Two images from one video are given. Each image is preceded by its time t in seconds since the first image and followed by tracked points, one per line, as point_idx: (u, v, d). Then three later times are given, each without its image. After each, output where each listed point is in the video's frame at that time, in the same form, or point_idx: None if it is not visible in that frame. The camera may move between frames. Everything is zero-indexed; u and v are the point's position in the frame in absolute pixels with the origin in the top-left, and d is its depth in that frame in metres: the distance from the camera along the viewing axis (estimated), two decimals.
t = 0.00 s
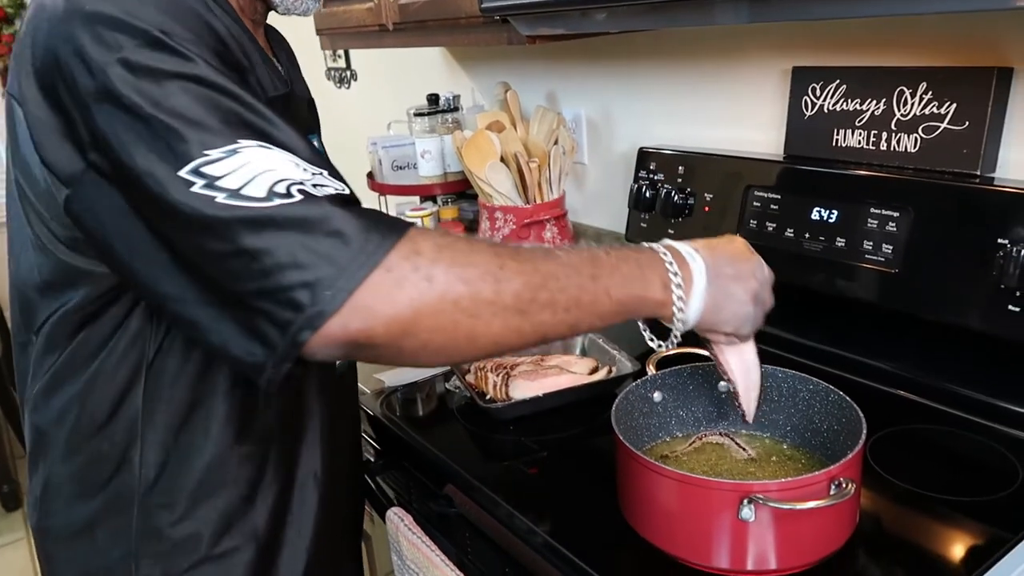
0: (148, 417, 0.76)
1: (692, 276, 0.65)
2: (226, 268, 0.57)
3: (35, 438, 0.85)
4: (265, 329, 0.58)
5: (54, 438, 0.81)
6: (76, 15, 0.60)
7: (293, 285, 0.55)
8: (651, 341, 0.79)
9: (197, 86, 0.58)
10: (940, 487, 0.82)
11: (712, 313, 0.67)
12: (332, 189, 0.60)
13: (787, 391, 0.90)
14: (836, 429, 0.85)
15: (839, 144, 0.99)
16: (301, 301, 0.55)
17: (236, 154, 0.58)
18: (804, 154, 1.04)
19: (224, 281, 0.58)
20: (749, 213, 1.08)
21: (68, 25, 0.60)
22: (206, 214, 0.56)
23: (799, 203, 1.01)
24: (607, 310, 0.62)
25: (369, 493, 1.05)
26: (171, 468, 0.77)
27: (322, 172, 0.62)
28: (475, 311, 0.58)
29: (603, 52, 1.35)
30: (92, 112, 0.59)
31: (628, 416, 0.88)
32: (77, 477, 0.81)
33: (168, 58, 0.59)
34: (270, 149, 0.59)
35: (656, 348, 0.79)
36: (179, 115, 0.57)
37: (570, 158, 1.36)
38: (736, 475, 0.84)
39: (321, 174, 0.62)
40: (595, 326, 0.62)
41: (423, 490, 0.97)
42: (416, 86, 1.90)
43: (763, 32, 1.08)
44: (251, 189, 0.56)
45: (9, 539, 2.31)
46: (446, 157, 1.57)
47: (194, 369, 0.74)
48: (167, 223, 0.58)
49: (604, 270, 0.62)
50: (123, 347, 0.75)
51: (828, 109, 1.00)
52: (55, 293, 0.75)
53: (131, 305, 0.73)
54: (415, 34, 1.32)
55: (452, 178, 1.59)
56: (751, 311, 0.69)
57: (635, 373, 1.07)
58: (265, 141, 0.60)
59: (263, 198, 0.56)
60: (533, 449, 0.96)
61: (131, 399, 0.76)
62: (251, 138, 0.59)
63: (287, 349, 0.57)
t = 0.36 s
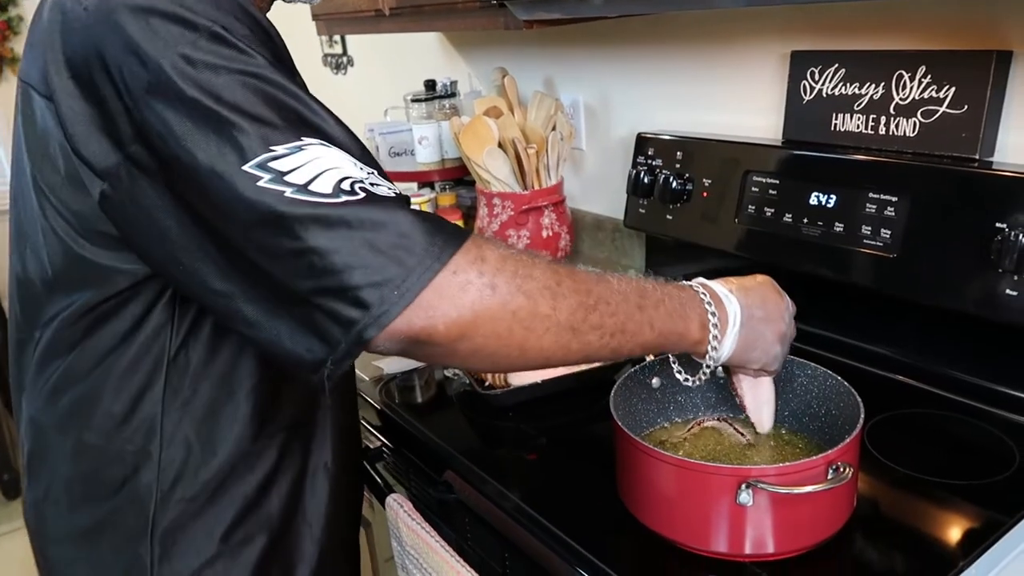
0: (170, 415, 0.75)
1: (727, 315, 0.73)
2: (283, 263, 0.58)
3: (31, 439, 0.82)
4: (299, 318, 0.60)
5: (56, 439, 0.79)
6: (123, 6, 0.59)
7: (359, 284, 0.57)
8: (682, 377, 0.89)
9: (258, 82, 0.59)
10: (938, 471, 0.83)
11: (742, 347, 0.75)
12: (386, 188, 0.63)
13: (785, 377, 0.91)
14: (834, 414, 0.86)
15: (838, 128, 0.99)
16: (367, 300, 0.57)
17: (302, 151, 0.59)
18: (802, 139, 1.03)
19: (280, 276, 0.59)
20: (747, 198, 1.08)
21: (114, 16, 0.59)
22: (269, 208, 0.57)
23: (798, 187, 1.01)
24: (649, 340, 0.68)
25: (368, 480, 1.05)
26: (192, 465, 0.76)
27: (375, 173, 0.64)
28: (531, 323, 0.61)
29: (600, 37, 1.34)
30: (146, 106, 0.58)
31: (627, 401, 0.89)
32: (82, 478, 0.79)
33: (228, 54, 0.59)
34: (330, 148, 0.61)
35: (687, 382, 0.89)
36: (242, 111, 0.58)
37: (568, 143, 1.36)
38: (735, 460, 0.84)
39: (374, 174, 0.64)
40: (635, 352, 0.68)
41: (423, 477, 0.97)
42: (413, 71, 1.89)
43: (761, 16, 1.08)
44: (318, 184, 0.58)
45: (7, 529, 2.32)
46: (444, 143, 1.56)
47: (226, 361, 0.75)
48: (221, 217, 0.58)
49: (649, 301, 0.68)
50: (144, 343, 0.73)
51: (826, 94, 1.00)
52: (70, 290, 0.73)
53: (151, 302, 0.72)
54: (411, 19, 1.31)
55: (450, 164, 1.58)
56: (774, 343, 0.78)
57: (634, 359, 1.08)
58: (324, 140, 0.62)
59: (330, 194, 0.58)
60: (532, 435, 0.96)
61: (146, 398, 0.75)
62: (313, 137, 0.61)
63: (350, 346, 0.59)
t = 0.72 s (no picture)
0: (171, 420, 0.75)
1: (740, 348, 0.73)
2: (298, 264, 0.58)
3: (28, 442, 0.82)
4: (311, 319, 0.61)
5: (54, 442, 0.79)
6: (139, 3, 0.59)
7: (376, 288, 0.58)
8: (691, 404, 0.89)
9: (278, 82, 0.60)
10: (936, 468, 0.83)
11: (752, 382, 0.75)
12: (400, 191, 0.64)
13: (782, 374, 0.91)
14: (831, 412, 0.86)
15: (834, 126, 0.99)
16: (385, 304, 0.58)
17: (321, 152, 0.60)
18: (798, 137, 1.03)
19: (294, 279, 0.59)
20: (743, 196, 1.08)
21: (130, 13, 0.59)
22: (290, 207, 0.57)
23: (794, 185, 1.01)
24: (661, 367, 0.69)
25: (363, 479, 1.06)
26: (192, 470, 0.76)
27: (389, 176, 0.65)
28: (545, 337, 0.62)
29: (597, 35, 1.34)
30: (161, 103, 0.58)
31: (623, 400, 0.89)
32: (81, 483, 0.79)
33: (248, 53, 0.60)
34: (347, 150, 0.62)
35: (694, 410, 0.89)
36: (263, 110, 0.58)
37: (564, 142, 1.35)
38: (731, 458, 0.85)
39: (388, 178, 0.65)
40: (645, 376, 0.68)
41: (421, 477, 0.97)
42: (410, 70, 1.89)
43: (757, 14, 1.08)
44: (340, 185, 0.59)
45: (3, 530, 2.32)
46: (441, 142, 1.57)
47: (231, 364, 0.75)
48: (237, 217, 0.59)
49: (664, 327, 0.69)
50: (146, 347, 0.73)
51: (822, 91, 1.00)
52: (73, 293, 0.73)
53: (155, 304, 0.72)
54: (408, 17, 1.31)
55: (447, 162, 1.58)
56: (786, 382, 0.77)
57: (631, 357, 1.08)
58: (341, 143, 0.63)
59: (351, 195, 0.59)
60: (529, 434, 0.96)
61: (148, 402, 0.75)
62: (331, 139, 0.61)
63: (366, 351, 0.59)
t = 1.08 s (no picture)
0: (162, 433, 0.74)
1: (730, 377, 0.74)
2: (294, 276, 0.58)
3: (17, 456, 0.81)
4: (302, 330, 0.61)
5: (45, 453, 0.78)
6: (137, 12, 0.58)
7: (370, 303, 0.58)
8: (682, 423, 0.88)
9: (277, 96, 0.60)
10: (927, 478, 0.83)
11: (737, 413, 0.76)
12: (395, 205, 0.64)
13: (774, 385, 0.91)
14: (822, 422, 0.86)
15: (823, 137, 1.00)
16: (378, 320, 0.58)
17: (318, 165, 0.60)
18: (788, 148, 1.04)
19: (289, 291, 0.59)
20: (735, 206, 1.08)
21: (128, 22, 0.58)
22: (287, 220, 0.57)
23: (784, 196, 1.02)
24: (649, 391, 0.69)
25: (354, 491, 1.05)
26: (185, 482, 0.75)
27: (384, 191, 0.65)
28: (536, 357, 0.62)
29: (589, 47, 1.35)
30: (160, 115, 0.58)
31: (615, 411, 0.89)
32: (72, 495, 0.78)
33: (247, 64, 0.60)
34: (344, 163, 0.62)
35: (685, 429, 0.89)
36: (260, 123, 0.58)
37: (556, 153, 1.36)
38: (723, 469, 0.84)
39: (384, 192, 0.65)
40: (635, 397, 0.69)
41: (413, 488, 0.97)
42: (402, 81, 1.90)
43: (747, 26, 1.09)
44: (336, 199, 0.59)
45: None
46: (433, 153, 1.57)
47: (226, 375, 0.75)
48: (234, 229, 0.59)
49: (656, 353, 0.69)
50: (138, 357, 0.73)
51: (812, 102, 1.01)
52: (65, 304, 0.72)
53: (149, 314, 0.71)
54: (400, 29, 1.32)
55: (439, 173, 1.59)
56: (773, 419, 0.78)
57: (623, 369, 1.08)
58: (338, 156, 0.63)
59: (347, 209, 0.59)
60: (521, 445, 0.96)
61: (140, 413, 0.74)
62: (329, 153, 0.62)
63: (360, 365, 0.59)
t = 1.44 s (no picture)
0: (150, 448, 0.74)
1: (696, 347, 0.72)
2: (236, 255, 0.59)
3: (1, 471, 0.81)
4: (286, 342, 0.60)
5: (33, 465, 0.78)
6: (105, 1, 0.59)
7: (310, 283, 0.58)
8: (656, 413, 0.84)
9: (236, 79, 0.60)
10: (915, 492, 0.83)
11: (706, 396, 0.73)
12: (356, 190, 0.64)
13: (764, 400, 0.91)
14: (811, 436, 0.87)
15: (812, 153, 1.00)
16: (317, 300, 0.58)
17: (273, 145, 0.60)
18: (777, 163, 1.05)
19: (278, 306, 0.59)
20: (724, 221, 1.09)
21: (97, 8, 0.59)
22: (232, 199, 0.58)
23: (773, 211, 1.02)
24: (620, 363, 0.67)
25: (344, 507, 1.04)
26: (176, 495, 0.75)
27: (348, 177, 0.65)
28: (502, 333, 0.61)
29: (580, 62, 1.36)
30: (123, 100, 0.59)
31: (605, 425, 0.89)
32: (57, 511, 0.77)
33: (208, 47, 0.60)
34: (303, 146, 0.62)
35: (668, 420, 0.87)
36: (215, 105, 0.59)
37: (547, 167, 1.36)
38: (713, 484, 0.84)
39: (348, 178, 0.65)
40: (608, 376, 0.66)
41: (403, 504, 0.96)
42: (394, 95, 1.90)
43: (736, 42, 1.10)
44: (288, 179, 0.59)
45: None
46: (424, 166, 1.57)
47: (210, 378, 0.75)
48: (218, 240, 0.59)
49: (619, 323, 0.67)
50: (125, 367, 0.72)
51: (800, 119, 1.02)
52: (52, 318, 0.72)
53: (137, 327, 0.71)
54: (392, 44, 1.32)
55: (430, 187, 1.59)
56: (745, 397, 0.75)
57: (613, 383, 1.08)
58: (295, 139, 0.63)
59: (299, 188, 0.59)
60: (511, 459, 0.95)
61: (132, 424, 0.74)
62: (286, 134, 0.62)
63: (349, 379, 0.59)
